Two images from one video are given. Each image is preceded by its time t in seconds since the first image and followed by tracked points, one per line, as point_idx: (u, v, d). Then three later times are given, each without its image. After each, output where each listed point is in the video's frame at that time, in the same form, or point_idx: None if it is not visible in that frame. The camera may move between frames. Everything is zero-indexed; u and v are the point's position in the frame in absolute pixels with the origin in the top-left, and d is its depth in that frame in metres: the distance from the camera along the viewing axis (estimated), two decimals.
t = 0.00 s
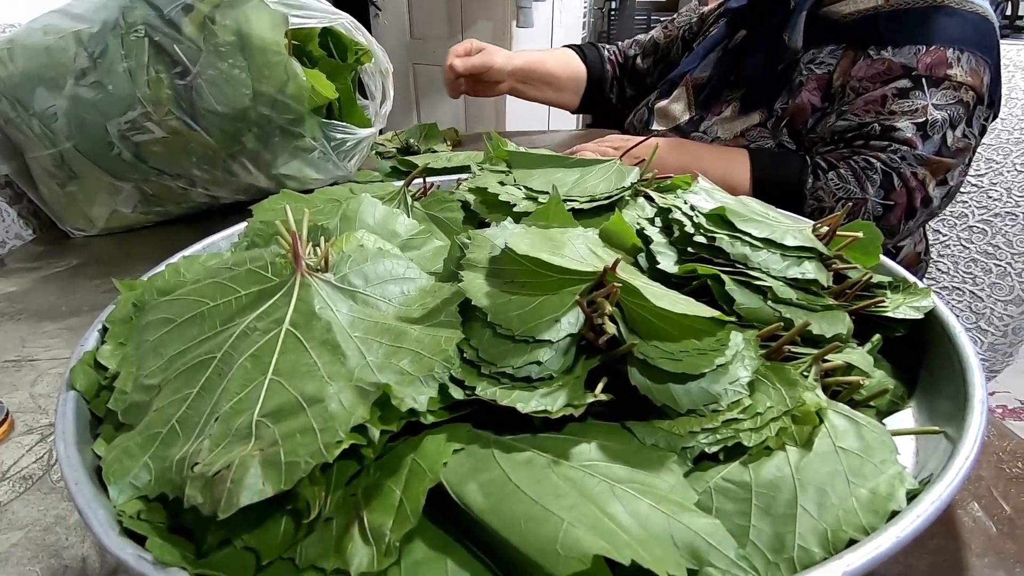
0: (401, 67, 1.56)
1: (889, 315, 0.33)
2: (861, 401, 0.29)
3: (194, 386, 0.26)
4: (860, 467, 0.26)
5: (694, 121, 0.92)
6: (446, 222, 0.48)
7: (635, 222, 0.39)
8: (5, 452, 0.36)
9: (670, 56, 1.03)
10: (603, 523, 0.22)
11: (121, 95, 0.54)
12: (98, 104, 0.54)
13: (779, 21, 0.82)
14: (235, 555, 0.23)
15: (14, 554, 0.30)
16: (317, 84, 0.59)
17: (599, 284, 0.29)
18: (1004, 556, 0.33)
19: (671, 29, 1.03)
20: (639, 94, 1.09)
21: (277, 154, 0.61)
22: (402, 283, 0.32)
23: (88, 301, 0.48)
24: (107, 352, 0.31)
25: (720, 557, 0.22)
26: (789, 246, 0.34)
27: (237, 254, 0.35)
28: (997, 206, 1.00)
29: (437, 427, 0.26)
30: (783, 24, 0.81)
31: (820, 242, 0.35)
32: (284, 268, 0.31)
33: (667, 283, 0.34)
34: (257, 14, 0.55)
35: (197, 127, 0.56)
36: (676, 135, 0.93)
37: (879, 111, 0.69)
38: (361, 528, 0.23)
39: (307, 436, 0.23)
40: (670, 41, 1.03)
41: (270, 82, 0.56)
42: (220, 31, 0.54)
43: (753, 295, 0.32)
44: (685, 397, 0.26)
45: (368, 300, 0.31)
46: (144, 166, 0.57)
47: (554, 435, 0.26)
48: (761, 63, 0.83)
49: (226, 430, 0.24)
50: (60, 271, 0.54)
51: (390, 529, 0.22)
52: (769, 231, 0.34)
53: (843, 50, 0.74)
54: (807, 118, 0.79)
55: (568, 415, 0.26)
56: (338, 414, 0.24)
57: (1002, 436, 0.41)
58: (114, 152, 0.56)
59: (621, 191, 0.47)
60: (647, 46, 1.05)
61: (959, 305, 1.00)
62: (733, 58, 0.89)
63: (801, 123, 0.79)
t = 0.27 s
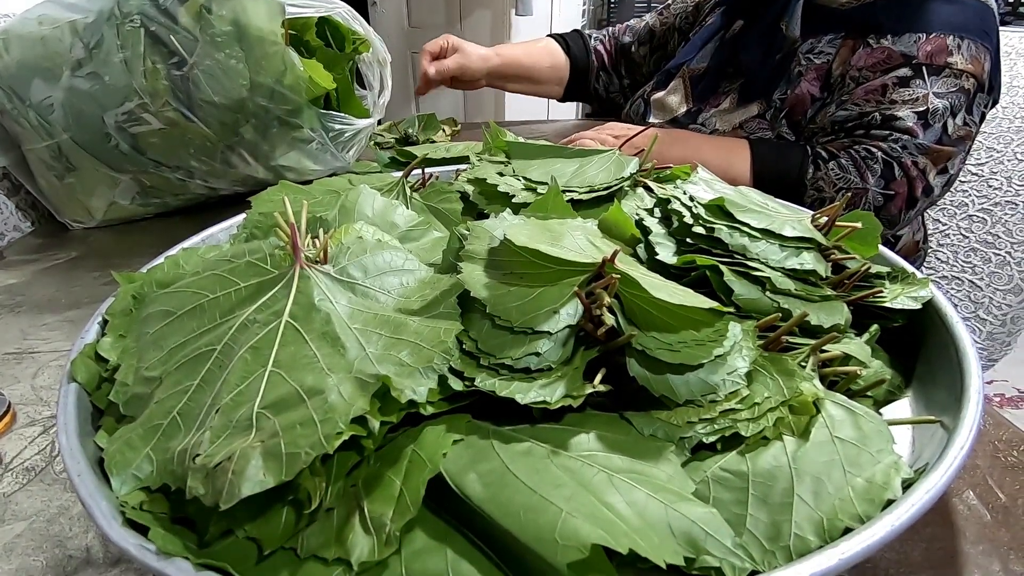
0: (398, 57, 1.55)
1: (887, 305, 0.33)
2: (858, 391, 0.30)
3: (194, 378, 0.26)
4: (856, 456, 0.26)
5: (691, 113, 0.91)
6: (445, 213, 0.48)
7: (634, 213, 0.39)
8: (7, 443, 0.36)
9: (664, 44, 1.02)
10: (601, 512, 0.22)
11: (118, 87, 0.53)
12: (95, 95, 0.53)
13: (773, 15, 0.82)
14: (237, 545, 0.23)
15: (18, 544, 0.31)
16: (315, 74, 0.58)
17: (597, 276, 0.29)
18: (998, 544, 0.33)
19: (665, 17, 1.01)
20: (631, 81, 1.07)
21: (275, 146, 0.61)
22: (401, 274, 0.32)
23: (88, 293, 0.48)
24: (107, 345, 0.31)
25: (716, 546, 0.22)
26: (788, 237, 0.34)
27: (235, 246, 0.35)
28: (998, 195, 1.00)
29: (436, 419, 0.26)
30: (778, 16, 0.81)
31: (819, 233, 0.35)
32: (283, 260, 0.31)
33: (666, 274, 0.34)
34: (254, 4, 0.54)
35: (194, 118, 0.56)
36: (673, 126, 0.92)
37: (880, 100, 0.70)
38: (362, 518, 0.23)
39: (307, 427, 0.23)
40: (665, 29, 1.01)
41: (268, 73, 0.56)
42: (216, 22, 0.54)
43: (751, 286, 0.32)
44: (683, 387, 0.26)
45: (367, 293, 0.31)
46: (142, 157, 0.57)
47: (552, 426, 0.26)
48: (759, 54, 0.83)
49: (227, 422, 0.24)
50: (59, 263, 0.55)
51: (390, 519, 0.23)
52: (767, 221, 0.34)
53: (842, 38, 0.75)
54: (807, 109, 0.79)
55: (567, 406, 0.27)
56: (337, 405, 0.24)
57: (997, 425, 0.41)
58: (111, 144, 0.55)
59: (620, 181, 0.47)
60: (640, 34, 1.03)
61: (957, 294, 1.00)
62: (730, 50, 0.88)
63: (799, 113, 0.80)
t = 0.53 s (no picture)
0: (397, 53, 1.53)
1: (886, 301, 0.33)
2: (857, 387, 0.30)
3: (195, 377, 0.26)
4: (855, 452, 0.26)
5: (690, 109, 0.91)
6: (444, 211, 0.48)
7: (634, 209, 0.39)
8: (9, 442, 0.36)
9: (665, 40, 1.01)
10: (601, 509, 0.23)
11: (116, 85, 0.53)
12: (93, 93, 0.53)
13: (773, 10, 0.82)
14: (239, 542, 0.23)
15: (21, 543, 0.31)
16: (313, 72, 0.59)
17: (596, 273, 0.29)
18: (996, 538, 0.33)
19: (665, 12, 1.01)
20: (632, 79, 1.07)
21: (274, 143, 0.61)
22: (401, 272, 0.32)
23: (88, 292, 0.48)
24: (108, 343, 0.31)
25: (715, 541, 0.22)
26: (787, 233, 0.34)
27: (235, 244, 0.35)
28: (998, 189, 0.99)
29: (437, 416, 0.26)
30: (776, 12, 0.81)
31: (818, 229, 0.35)
32: (283, 259, 0.31)
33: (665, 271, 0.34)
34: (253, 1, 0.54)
35: (193, 116, 0.56)
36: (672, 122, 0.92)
37: (877, 96, 0.70)
38: (362, 515, 0.23)
39: (308, 425, 0.23)
40: (665, 25, 1.01)
41: (267, 71, 0.56)
42: (215, 19, 0.53)
43: (750, 283, 0.32)
44: (683, 384, 0.26)
45: (366, 291, 0.31)
46: (141, 155, 0.57)
47: (552, 423, 0.26)
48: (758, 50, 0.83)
49: (227, 420, 0.24)
50: (60, 262, 0.55)
51: (391, 516, 0.23)
52: (766, 218, 0.34)
53: (841, 35, 0.74)
54: (805, 105, 0.79)
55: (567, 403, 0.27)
56: (338, 403, 0.24)
57: (996, 420, 0.41)
58: (110, 142, 0.55)
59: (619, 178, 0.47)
60: (641, 30, 1.03)
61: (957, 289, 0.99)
62: (728, 45, 0.88)
63: (798, 109, 0.80)
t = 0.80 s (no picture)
0: (394, 52, 1.51)
1: (879, 304, 0.34)
2: (851, 389, 0.30)
3: (198, 383, 0.27)
4: (846, 455, 0.27)
5: (689, 109, 0.93)
6: (443, 214, 0.48)
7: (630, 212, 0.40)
8: (16, 448, 0.36)
9: (668, 45, 1.04)
10: (597, 513, 0.23)
11: (115, 89, 0.53)
12: (93, 97, 0.54)
13: (776, 9, 0.83)
14: (244, 548, 0.24)
15: (29, 548, 0.31)
16: (312, 75, 0.59)
17: (593, 279, 0.30)
18: (986, 538, 0.34)
19: (667, 17, 1.04)
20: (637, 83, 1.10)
21: (273, 146, 0.61)
22: (400, 278, 0.33)
23: (91, 296, 0.49)
24: (112, 350, 0.31)
25: (709, 545, 0.23)
26: (781, 237, 0.34)
27: (236, 250, 0.35)
28: (994, 187, 1.00)
29: (436, 421, 0.27)
30: (778, 10, 0.82)
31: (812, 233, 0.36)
32: (283, 265, 0.32)
33: (662, 274, 0.34)
34: (251, 4, 0.54)
35: (192, 119, 0.56)
36: (673, 123, 0.94)
37: (878, 94, 0.71)
38: (364, 520, 0.24)
39: (310, 432, 0.24)
40: (667, 29, 1.04)
41: (265, 74, 0.56)
42: (212, 23, 0.54)
43: (745, 287, 0.32)
44: (678, 388, 0.27)
45: (366, 296, 0.31)
46: (141, 159, 0.57)
47: (549, 427, 0.26)
48: (758, 47, 0.84)
49: (231, 427, 0.24)
50: (61, 266, 0.55)
51: (392, 520, 0.23)
52: (761, 222, 0.35)
53: (842, 33, 0.75)
54: (807, 103, 0.80)
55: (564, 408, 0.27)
56: (340, 410, 0.24)
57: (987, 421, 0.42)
58: (110, 146, 0.56)
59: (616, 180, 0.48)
60: (644, 34, 1.06)
61: (954, 287, 0.99)
62: (729, 43, 0.89)
63: (799, 108, 0.81)
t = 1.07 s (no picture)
0: (394, 56, 1.52)
1: (868, 337, 0.36)
2: (839, 426, 0.33)
3: (228, 428, 0.29)
4: (831, 491, 0.29)
5: (690, 122, 0.97)
6: (450, 244, 0.50)
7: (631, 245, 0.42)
8: (56, 483, 0.38)
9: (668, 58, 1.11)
10: (600, 553, 0.25)
11: (132, 123, 0.55)
12: (110, 133, 0.55)
13: (775, 22, 0.83)
14: None
15: None
16: (321, 105, 0.61)
17: (595, 321, 0.32)
18: (964, 564, 0.38)
19: (665, 31, 1.11)
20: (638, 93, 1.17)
21: (283, 173, 0.63)
22: (412, 318, 0.34)
23: (115, 327, 0.51)
24: (145, 392, 0.33)
25: None
26: (774, 274, 0.36)
27: (258, 292, 0.37)
28: (990, 193, 1.01)
29: (450, 462, 0.29)
30: (779, 24, 0.83)
31: (804, 267, 0.38)
32: (302, 308, 0.33)
33: (660, 310, 0.36)
34: (260, 39, 0.57)
35: (205, 150, 0.58)
36: (674, 136, 0.99)
37: (874, 114, 0.76)
38: (388, 559, 0.26)
39: (337, 479, 0.26)
40: (666, 42, 1.11)
41: (276, 105, 0.57)
42: (225, 58, 0.56)
43: (739, 324, 0.34)
44: (676, 427, 0.29)
45: (381, 338, 0.33)
46: (157, 190, 0.59)
47: (556, 466, 0.29)
48: (755, 62, 0.87)
49: (263, 472, 0.27)
50: (83, 296, 0.57)
51: (414, 559, 0.25)
52: (755, 259, 0.36)
53: (838, 50, 0.81)
54: (805, 120, 0.85)
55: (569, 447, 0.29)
56: (363, 457, 0.26)
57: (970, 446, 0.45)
58: (128, 178, 0.58)
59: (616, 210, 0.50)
60: (644, 49, 1.12)
61: (951, 292, 1.03)
62: (728, 57, 0.91)
63: (798, 124, 0.86)
